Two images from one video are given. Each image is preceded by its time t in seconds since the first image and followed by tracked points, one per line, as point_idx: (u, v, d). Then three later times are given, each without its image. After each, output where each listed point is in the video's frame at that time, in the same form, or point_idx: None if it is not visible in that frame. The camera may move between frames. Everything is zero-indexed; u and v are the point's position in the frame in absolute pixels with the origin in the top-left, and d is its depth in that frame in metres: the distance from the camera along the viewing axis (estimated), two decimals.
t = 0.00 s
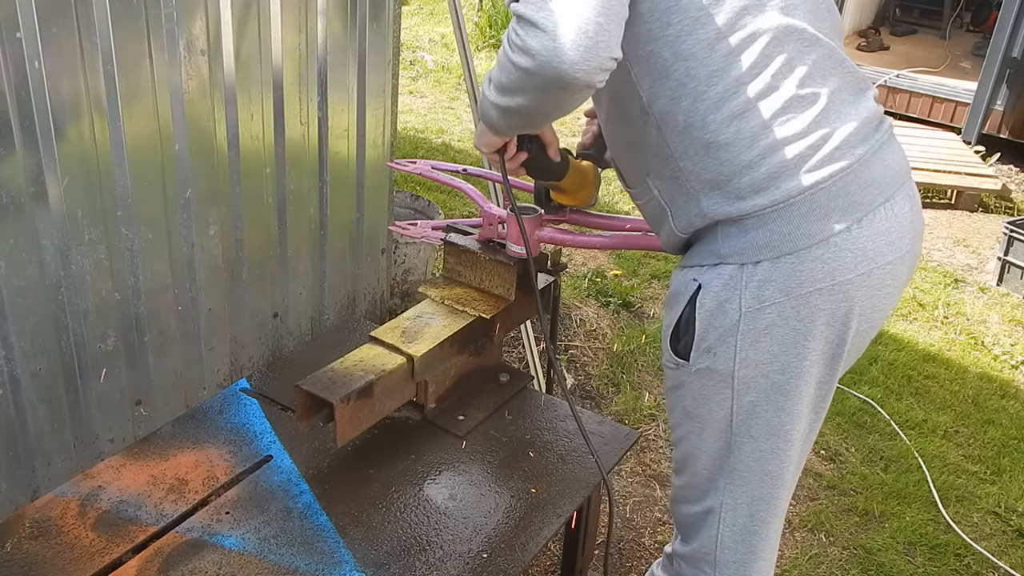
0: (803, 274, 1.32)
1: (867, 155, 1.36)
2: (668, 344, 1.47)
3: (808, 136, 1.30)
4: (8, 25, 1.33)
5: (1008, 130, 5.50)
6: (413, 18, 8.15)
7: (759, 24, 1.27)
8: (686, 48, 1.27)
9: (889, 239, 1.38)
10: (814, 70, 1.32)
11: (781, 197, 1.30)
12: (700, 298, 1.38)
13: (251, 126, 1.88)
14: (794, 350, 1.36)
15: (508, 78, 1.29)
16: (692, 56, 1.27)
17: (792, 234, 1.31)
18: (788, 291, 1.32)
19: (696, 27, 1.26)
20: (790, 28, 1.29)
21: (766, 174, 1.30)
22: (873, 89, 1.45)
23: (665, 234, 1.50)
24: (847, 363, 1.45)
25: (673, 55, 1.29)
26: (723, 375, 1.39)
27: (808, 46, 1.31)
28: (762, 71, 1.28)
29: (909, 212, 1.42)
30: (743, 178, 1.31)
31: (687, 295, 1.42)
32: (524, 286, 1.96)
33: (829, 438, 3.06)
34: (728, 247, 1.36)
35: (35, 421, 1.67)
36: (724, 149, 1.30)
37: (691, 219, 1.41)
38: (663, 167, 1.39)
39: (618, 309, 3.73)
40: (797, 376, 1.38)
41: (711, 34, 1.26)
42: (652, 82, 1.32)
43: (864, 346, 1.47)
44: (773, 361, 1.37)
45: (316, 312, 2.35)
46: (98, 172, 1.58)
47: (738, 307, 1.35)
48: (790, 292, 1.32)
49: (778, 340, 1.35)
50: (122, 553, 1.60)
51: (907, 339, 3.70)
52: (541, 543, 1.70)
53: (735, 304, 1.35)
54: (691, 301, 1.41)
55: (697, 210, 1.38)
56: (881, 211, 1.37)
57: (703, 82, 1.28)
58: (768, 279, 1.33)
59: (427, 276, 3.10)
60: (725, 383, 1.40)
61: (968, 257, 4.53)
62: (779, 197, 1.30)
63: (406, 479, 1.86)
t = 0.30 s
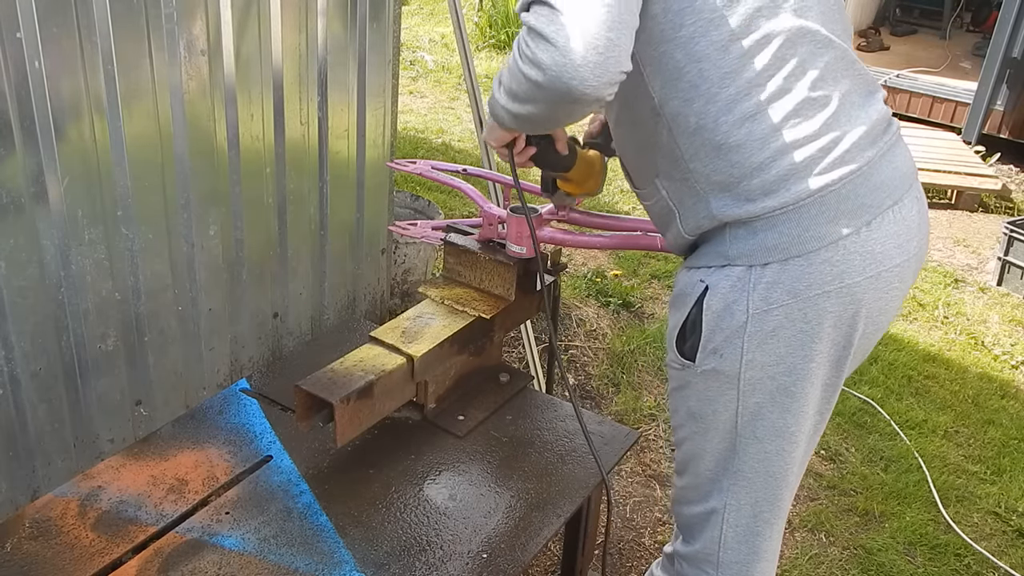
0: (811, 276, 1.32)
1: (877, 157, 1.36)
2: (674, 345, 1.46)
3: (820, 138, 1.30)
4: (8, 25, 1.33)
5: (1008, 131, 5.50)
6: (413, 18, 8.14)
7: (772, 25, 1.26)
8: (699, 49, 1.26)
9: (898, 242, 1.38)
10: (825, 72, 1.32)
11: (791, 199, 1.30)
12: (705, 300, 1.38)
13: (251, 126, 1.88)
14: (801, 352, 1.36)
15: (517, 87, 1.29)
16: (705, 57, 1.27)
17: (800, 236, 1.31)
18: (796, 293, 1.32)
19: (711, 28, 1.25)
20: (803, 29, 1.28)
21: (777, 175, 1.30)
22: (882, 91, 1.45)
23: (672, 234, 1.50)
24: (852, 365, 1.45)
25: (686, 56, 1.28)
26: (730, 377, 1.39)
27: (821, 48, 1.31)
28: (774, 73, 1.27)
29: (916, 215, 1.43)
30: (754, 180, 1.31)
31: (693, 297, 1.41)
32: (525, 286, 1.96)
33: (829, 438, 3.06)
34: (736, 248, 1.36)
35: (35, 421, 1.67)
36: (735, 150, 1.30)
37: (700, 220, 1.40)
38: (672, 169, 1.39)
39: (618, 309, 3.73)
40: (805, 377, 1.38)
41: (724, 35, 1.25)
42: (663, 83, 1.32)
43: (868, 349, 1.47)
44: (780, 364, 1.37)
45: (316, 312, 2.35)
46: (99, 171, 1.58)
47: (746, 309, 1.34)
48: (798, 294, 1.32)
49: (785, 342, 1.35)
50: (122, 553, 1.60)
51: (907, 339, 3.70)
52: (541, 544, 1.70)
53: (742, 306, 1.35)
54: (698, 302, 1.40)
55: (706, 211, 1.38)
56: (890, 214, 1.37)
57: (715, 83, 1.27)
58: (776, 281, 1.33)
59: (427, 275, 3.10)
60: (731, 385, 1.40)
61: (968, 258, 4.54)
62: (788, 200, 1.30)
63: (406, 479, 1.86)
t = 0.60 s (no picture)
0: (821, 295, 1.32)
1: (897, 181, 1.34)
2: (677, 349, 1.46)
3: (846, 162, 1.27)
4: (8, 25, 1.33)
5: (1008, 131, 5.50)
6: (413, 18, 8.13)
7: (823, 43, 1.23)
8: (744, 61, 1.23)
9: (908, 266, 1.37)
10: (863, 95, 1.28)
11: (808, 220, 1.29)
12: (715, 310, 1.38)
13: (251, 126, 1.88)
14: (803, 367, 1.37)
15: (596, 111, 1.25)
16: (748, 71, 1.23)
17: (814, 256, 1.30)
18: (803, 310, 1.32)
19: (758, 42, 1.22)
20: (850, 49, 1.25)
21: (798, 197, 1.28)
22: (910, 107, 1.42)
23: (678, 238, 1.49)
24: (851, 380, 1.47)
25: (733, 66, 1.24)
26: (731, 385, 1.39)
27: (864, 69, 1.28)
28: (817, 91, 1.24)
29: (928, 240, 1.42)
30: (776, 198, 1.29)
31: (699, 303, 1.40)
32: (525, 286, 1.96)
33: (829, 438, 3.06)
34: (747, 260, 1.35)
35: (35, 421, 1.67)
36: (761, 167, 1.28)
37: (712, 228, 1.38)
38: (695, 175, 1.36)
39: (618, 309, 3.73)
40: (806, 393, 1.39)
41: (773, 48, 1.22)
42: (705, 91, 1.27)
43: (870, 366, 1.48)
44: (783, 376, 1.37)
45: (316, 312, 2.35)
46: (99, 171, 1.58)
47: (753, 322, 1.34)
48: (804, 311, 1.32)
49: (788, 357, 1.36)
50: (123, 553, 1.60)
51: (907, 339, 3.70)
52: (540, 545, 1.70)
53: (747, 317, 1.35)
54: (704, 309, 1.40)
55: (720, 221, 1.37)
56: (904, 238, 1.36)
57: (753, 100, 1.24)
58: (784, 297, 1.33)
59: (427, 275, 3.10)
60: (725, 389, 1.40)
61: (968, 258, 4.54)
62: (805, 221, 1.29)
63: (406, 479, 1.86)
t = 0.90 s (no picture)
0: (869, 328, 1.32)
1: (954, 216, 1.33)
2: (712, 366, 1.44)
3: (908, 201, 1.26)
4: (9, 24, 1.33)
5: (1007, 130, 5.50)
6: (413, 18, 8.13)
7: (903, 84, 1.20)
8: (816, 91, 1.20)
9: (957, 300, 1.38)
10: (929, 131, 1.26)
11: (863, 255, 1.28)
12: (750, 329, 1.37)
13: (251, 125, 1.88)
14: (842, 394, 1.38)
15: (695, 164, 1.19)
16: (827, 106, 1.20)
17: (865, 289, 1.30)
18: (848, 340, 1.33)
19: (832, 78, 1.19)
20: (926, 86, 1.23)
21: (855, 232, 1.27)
22: (968, 132, 1.41)
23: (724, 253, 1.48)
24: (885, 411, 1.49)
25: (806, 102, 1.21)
26: (767, 408, 1.40)
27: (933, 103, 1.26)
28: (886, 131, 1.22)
29: (976, 270, 1.42)
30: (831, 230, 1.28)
31: (740, 321, 1.39)
32: (525, 285, 1.96)
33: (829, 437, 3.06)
34: (794, 287, 1.34)
35: (35, 420, 1.67)
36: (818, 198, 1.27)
37: (762, 256, 1.38)
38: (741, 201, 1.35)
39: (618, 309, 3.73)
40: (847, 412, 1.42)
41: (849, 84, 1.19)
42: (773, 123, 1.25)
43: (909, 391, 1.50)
44: (817, 402, 1.39)
45: (316, 312, 2.35)
46: (99, 169, 1.58)
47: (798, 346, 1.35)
48: (850, 341, 1.33)
49: (828, 383, 1.37)
50: (122, 553, 1.60)
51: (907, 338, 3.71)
52: (540, 544, 1.69)
53: (794, 339, 1.35)
54: (745, 328, 1.38)
55: (770, 250, 1.36)
56: (955, 272, 1.36)
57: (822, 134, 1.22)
58: (830, 327, 1.33)
59: (427, 275, 3.10)
60: (759, 408, 1.41)
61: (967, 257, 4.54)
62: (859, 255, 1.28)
63: (406, 479, 1.86)
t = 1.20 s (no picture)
0: (947, 349, 1.34)
1: None
2: (773, 369, 1.43)
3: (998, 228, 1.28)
4: (9, 24, 1.33)
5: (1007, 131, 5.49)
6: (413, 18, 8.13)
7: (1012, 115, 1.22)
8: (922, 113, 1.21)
9: None
10: None
11: (954, 277, 1.29)
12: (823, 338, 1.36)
13: (251, 125, 1.88)
14: (910, 413, 1.39)
15: (809, 196, 1.21)
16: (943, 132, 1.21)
17: (949, 311, 1.32)
18: (921, 358, 1.35)
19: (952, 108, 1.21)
20: None
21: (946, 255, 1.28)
22: None
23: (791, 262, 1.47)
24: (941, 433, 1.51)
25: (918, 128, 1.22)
26: (824, 416, 1.41)
27: None
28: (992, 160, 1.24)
29: None
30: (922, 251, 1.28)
31: (812, 330, 1.38)
32: (525, 285, 1.96)
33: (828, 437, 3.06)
34: (873, 302, 1.34)
35: (35, 420, 1.66)
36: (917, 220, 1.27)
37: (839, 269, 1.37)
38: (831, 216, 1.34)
39: (618, 309, 3.73)
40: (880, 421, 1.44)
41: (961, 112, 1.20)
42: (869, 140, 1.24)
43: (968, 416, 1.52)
44: (877, 415, 1.40)
45: (316, 312, 2.35)
46: (98, 169, 1.57)
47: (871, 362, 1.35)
48: (922, 360, 1.35)
49: (891, 399, 1.38)
50: (122, 553, 1.60)
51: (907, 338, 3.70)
52: (540, 544, 1.69)
53: (861, 350, 1.35)
54: (816, 337, 1.37)
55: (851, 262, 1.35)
56: None
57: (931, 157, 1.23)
58: (907, 343, 1.34)
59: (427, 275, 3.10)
60: (814, 415, 1.41)
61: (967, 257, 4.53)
62: (949, 277, 1.29)
63: (407, 478, 1.86)
